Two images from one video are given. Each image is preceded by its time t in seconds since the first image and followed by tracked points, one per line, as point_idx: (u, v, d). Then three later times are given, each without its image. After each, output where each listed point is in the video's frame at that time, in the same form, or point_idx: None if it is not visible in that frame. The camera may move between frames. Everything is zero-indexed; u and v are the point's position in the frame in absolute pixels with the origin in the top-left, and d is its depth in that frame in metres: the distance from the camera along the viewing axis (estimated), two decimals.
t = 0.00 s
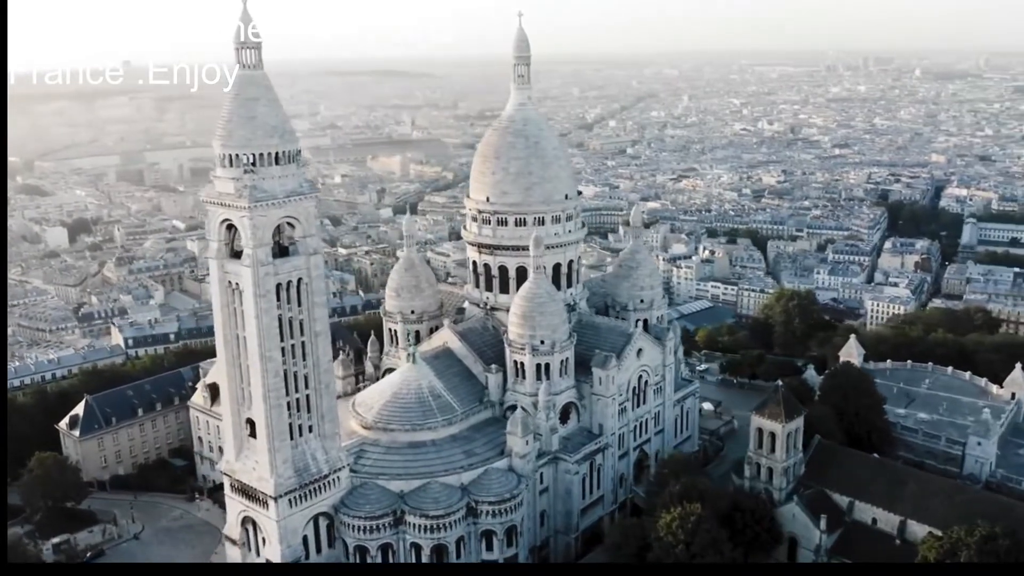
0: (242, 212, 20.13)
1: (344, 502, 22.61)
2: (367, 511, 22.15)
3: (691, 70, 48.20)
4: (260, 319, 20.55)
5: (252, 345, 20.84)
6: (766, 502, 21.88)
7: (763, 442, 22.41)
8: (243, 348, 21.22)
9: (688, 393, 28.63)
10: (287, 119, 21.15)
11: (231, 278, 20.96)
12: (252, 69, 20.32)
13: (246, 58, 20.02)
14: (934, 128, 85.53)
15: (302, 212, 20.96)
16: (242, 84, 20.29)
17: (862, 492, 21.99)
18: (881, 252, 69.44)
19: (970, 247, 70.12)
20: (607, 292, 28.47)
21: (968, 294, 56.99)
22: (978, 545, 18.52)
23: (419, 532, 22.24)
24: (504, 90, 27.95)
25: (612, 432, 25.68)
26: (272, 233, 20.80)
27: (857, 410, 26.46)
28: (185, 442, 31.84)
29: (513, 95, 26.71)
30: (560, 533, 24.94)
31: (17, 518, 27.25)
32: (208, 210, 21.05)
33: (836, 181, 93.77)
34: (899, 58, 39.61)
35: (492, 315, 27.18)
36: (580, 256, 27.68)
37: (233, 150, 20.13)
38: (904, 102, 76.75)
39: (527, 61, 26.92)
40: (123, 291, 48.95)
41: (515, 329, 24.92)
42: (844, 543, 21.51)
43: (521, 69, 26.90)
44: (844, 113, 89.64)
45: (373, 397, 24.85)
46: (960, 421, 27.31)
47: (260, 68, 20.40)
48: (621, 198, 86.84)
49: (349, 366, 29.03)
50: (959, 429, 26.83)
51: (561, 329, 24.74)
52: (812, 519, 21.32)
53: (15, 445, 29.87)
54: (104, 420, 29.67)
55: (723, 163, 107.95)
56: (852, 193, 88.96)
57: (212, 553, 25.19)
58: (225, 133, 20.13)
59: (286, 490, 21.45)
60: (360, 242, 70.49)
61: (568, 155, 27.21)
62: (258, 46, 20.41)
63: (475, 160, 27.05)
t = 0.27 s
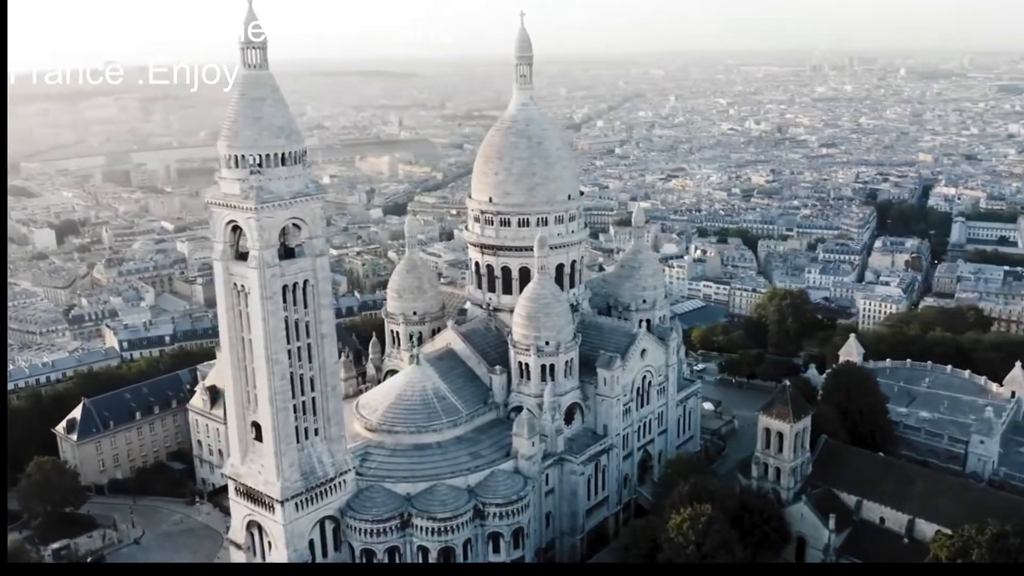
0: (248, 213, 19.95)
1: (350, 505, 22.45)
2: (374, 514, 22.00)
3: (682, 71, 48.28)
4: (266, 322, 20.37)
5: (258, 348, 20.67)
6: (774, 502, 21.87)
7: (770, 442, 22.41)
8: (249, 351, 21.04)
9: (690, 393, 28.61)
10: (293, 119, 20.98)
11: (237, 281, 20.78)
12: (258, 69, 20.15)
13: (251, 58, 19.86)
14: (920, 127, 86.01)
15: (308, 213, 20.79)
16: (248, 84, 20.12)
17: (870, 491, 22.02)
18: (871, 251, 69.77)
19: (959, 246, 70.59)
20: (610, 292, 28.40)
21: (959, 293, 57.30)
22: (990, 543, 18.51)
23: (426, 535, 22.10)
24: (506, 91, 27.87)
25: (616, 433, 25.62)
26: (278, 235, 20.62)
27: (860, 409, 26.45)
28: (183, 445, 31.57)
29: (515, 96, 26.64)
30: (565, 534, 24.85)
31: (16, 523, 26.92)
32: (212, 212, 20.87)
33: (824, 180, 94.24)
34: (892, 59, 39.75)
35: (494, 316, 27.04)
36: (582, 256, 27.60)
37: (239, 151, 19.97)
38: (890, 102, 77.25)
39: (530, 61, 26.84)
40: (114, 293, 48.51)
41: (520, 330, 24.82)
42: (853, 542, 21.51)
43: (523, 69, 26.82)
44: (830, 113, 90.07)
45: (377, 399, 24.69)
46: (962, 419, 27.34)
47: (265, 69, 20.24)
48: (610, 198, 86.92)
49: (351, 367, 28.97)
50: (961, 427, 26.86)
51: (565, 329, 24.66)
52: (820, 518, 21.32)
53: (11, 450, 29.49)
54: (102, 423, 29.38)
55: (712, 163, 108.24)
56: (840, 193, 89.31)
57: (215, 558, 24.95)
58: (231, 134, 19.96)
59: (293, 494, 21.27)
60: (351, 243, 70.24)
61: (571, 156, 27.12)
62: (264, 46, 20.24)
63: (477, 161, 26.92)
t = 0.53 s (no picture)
0: (253, 214, 19.75)
1: (355, 507, 22.28)
2: (380, 517, 21.84)
3: (673, 71, 48.34)
4: (272, 324, 20.18)
5: (263, 350, 20.48)
6: (781, 501, 21.85)
7: (776, 442, 22.41)
8: (253, 353, 20.86)
9: (692, 393, 28.61)
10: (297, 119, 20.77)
11: (241, 283, 20.59)
12: (262, 68, 19.96)
13: (255, 57, 19.66)
14: (906, 127, 86.55)
15: (314, 214, 20.60)
16: (253, 84, 19.93)
17: (876, 489, 22.03)
18: (860, 250, 70.09)
19: (947, 245, 71.09)
20: (611, 292, 28.33)
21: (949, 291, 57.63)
22: (1000, 540, 18.55)
23: (433, 537, 21.97)
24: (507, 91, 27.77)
25: (620, 433, 25.57)
26: (284, 236, 20.42)
27: (862, 408, 26.51)
28: (180, 448, 31.31)
29: (517, 96, 26.57)
30: (570, 535, 24.77)
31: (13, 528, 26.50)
32: (216, 213, 20.66)
33: (812, 180, 94.70)
34: (885, 59, 39.90)
35: (496, 317, 26.90)
36: (584, 256, 27.51)
37: (245, 151, 19.79)
38: (875, 102, 77.82)
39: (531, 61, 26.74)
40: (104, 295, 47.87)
41: (523, 331, 24.72)
42: (860, 541, 21.53)
43: (524, 69, 26.74)
44: (816, 112, 90.51)
45: (380, 400, 24.53)
46: (962, 417, 27.41)
47: (270, 68, 20.05)
48: (599, 198, 86.94)
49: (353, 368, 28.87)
50: (961, 425, 26.94)
51: (569, 330, 24.57)
52: (828, 517, 21.33)
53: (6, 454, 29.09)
54: (99, 427, 29.09)
55: (699, 163, 108.49)
56: (827, 192, 89.72)
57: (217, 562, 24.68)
58: (236, 134, 19.78)
59: (299, 497, 21.08)
60: (341, 243, 69.89)
61: (572, 156, 27.03)
62: (269, 46, 20.04)
63: (478, 161, 26.77)
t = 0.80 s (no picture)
0: (256, 216, 19.56)
1: (359, 511, 22.10)
2: (384, 520, 21.68)
3: (662, 72, 48.34)
4: (276, 326, 19.99)
5: (267, 353, 20.29)
6: (786, 500, 21.86)
7: (780, 441, 22.42)
8: (256, 356, 20.65)
9: (690, 392, 28.60)
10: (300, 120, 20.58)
11: (243, 285, 20.39)
12: (265, 68, 19.76)
13: (258, 57, 19.46)
14: (888, 126, 87.19)
15: (317, 215, 20.42)
16: (255, 85, 19.72)
17: (880, 487, 22.08)
18: (846, 248, 70.49)
19: (933, 243, 71.63)
20: (610, 292, 28.27)
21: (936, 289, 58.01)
22: (1007, 537, 18.62)
23: (437, 540, 21.83)
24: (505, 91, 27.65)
25: (621, 434, 25.52)
26: (287, 238, 20.23)
27: (862, 407, 26.55)
28: (175, 452, 31.00)
29: (516, 96, 26.47)
30: (572, 536, 24.68)
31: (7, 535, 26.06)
32: (217, 215, 20.44)
33: (796, 179, 95.13)
34: (873, 60, 40.14)
35: (496, 318, 26.79)
36: (583, 256, 27.42)
37: (248, 152, 19.59)
38: (857, 101, 78.27)
39: (530, 61, 26.65)
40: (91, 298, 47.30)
41: (525, 332, 24.63)
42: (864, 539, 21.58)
43: (523, 69, 26.65)
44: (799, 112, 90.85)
45: (381, 402, 24.36)
46: (960, 415, 27.51)
47: (272, 68, 19.84)
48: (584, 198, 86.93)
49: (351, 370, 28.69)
50: (959, 423, 27.04)
51: (571, 330, 24.50)
52: (833, 516, 21.36)
53: None
54: (92, 431, 28.77)
55: (683, 162, 108.64)
56: (812, 190, 90.19)
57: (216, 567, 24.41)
58: (238, 135, 19.57)
59: (302, 501, 20.90)
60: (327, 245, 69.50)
61: (571, 156, 26.94)
62: (271, 46, 19.83)
63: (477, 161, 26.66)
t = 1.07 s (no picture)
0: (259, 217, 19.36)
1: (362, 514, 21.92)
2: (387, 523, 21.50)
3: (649, 73, 48.31)
4: (279, 328, 19.80)
5: (269, 356, 20.09)
6: (789, 499, 21.90)
7: (783, 440, 22.47)
8: (259, 359, 20.45)
9: (689, 392, 28.60)
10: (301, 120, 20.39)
11: (245, 287, 20.19)
12: (267, 68, 19.56)
13: (260, 57, 19.27)
14: (870, 125, 87.68)
15: (320, 216, 20.24)
16: (257, 85, 19.52)
17: (883, 485, 22.15)
18: (832, 247, 70.89)
19: (917, 241, 72.13)
20: (608, 292, 28.23)
21: (923, 287, 58.39)
22: (1013, 533, 18.71)
23: (441, 542, 21.70)
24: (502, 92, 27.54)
25: (622, 434, 25.49)
26: (290, 239, 20.04)
27: (861, 405, 26.62)
28: (169, 456, 30.69)
29: (514, 96, 26.38)
30: (573, 537, 24.60)
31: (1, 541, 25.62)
32: (218, 216, 20.25)
33: (780, 179, 95.54)
34: (861, 61, 40.39)
35: (495, 318, 26.68)
36: (581, 256, 27.35)
37: (250, 153, 19.41)
38: (837, 100, 78.01)
39: (528, 61, 26.57)
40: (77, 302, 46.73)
41: (526, 333, 24.55)
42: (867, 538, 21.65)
43: (521, 69, 26.55)
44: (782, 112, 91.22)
45: (381, 405, 24.19)
46: (956, 412, 27.65)
47: (274, 68, 19.65)
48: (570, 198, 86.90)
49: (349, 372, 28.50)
50: (957, 421, 27.17)
51: (572, 330, 24.44)
52: (837, 514, 21.41)
53: None
54: (86, 435, 28.47)
55: (667, 162, 108.81)
56: (796, 190, 90.53)
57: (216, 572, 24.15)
58: (240, 136, 19.38)
59: (306, 505, 20.72)
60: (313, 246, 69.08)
61: (570, 156, 26.88)
62: (273, 45, 19.64)
63: (476, 161, 26.58)
